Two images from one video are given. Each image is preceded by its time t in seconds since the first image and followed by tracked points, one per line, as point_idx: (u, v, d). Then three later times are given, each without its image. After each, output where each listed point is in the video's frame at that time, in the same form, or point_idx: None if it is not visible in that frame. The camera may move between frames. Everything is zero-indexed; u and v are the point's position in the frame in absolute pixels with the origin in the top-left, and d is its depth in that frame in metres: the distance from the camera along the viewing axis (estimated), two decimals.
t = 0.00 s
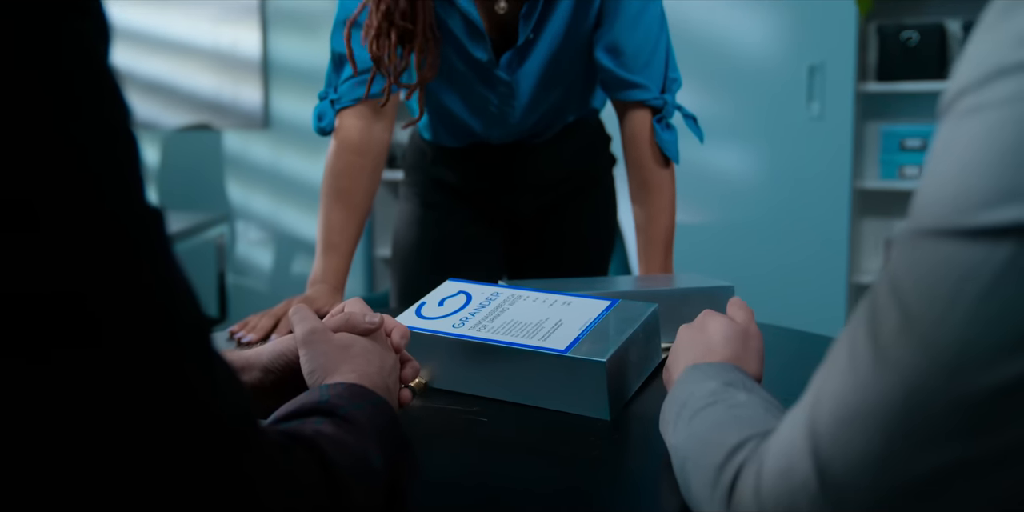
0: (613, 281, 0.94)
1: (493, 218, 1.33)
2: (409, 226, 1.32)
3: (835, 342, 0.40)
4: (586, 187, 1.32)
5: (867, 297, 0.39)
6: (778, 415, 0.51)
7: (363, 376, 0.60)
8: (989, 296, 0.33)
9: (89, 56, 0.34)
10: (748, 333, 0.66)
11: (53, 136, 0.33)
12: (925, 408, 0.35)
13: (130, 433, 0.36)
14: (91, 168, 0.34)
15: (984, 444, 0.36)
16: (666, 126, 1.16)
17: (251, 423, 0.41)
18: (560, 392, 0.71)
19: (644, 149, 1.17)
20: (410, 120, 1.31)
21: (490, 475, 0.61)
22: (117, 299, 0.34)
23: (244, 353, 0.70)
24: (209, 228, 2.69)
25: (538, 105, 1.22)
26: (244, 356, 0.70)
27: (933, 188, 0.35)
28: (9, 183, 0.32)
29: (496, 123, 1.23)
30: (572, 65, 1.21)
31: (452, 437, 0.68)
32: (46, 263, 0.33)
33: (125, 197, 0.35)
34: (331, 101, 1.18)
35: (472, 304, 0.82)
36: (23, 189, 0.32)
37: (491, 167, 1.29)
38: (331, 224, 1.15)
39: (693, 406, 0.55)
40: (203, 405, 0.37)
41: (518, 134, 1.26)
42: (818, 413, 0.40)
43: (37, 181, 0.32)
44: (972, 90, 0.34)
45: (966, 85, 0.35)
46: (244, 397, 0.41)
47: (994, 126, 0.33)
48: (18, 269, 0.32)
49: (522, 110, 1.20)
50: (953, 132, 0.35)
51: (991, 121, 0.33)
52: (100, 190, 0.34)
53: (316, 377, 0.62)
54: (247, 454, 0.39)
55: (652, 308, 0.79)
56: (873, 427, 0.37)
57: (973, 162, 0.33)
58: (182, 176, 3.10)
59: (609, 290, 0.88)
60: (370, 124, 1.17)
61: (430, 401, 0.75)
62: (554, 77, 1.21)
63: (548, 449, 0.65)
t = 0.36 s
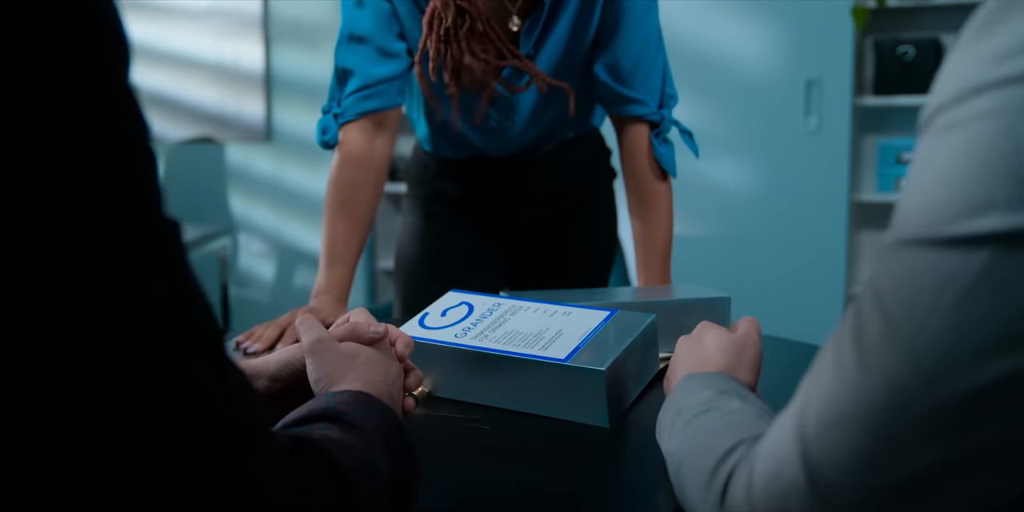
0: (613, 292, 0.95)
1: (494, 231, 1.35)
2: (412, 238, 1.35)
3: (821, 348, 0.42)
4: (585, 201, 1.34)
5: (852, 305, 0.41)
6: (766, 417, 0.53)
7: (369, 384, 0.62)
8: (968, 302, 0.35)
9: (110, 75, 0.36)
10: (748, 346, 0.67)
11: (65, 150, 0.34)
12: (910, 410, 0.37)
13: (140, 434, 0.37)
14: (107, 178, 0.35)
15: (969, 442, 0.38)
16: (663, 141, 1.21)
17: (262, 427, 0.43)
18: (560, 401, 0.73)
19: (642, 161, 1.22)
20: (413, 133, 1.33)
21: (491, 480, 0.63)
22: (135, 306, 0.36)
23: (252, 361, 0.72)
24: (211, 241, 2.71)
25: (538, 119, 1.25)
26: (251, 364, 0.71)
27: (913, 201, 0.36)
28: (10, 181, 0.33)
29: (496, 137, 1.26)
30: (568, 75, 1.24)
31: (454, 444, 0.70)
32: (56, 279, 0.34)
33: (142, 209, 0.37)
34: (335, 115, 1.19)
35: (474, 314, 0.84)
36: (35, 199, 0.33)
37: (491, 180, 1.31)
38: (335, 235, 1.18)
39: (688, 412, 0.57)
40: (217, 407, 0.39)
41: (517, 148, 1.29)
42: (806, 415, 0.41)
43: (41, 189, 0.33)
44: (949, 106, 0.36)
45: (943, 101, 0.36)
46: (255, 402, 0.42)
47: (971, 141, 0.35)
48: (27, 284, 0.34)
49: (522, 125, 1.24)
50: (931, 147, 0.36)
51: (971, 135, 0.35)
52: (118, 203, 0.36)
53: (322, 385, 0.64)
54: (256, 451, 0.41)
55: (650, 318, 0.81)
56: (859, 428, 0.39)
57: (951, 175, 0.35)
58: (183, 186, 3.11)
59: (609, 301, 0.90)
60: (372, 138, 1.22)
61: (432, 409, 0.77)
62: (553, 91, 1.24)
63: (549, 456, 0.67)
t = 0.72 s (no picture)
0: (612, 302, 0.97)
1: (494, 242, 1.36)
2: (413, 249, 1.37)
3: (809, 357, 0.44)
4: (584, 212, 1.36)
5: (837, 315, 0.43)
6: (759, 423, 0.55)
7: (375, 392, 0.64)
8: (948, 312, 0.37)
9: (127, 91, 0.38)
10: (741, 346, 0.69)
11: (88, 169, 0.36)
12: (893, 415, 0.39)
13: (140, 436, 0.39)
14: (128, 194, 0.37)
15: (943, 449, 0.39)
16: (663, 153, 1.23)
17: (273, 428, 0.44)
18: (561, 408, 0.75)
19: (642, 174, 1.24)
20: (417, 146, 1.35)
21: (492, 485, 0.65)
22: (160, 312, 0.38)
23: (261, 368, 0.74)
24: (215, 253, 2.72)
25: (542, 132, 1.28)
26: (260, 371, 0.73)
27: (896, 215, 0.39)
28: (9, 199, 0.35)
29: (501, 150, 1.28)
30: (569, 90, 1.27)
31: (456, 449, 0.71)
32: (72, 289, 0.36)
33: (162, 221, 0.38)
34: (341, 128, 1.21)
35: (475, 323, 0.85)
36: (65, 214, 0.36)
37: (493, 191, 1.32)
38: (339, 246, 1.19)
39: (685, 416, 0.59)
40: (228, 408, 0.41)
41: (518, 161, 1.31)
42: (794, 422, 0.43)
43: (73, 205, 0.36)
44: (928, 127, 0.38)
45: (921, 123, 0.39)
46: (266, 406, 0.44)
47: (951, 159, 0.37)
48: (54, 288, 0.36)
49: (527, 137, 1.27)
50: (914, 166, 0.38)
51: (950, 153, 0.37)
52: (136, 215, 0.37)
53: (329, 392, 0.65)
54: (269, 453, 0.43)
55: (647, 327, 0.83)
56: (844, 433, 0.41)
57: (931, 192, 0.37)
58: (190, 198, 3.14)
59: (608, 310, 0.92)
60: (377, 151, 1.23)
61: (435, 416, 0.79)
62: (557, 104, 1.27)
63: (550, 460, 0.69)
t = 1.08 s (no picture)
0: (610, 309, 0.99)
1: (495, 250, 1.38)
2: (415, 257, 1.39)
3: (792, 360, 0.46)
4: (583, 221, 1.38)
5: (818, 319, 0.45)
6: (744, 423, 0.57)
7: (379, 396, 0.65)
8: (925, 312, 0.39)
9: (142, 103, 0.38)
10: (741, 354, 0.70)
11: (103, 178, 0.36)
12: (875, 412, 0.41)
13: (148, 452, 0.38)
14: (142, 203, 0.37)
15: (921, 445, 0.41)
16: (660, 164, 1.25)
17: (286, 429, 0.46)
18: (559, 411, 0.77)
19: (639, 184, 1.26)
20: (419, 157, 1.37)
21: (493, 486, 0.66)
22: (171, 326, 0.38)
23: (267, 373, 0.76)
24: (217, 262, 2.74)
25: (541, 143, 1.29)
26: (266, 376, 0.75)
27: (873, 223, 0.41)
28: (23, 206, 0.35)
29: (501, 160, 1.31)
30: (569, 102, 1.29)
31: (459, 452, 0.73)
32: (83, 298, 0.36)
33: (177, 229, 0.38)
34: (343, 138, 1.24)
35: (476, 330, 0.87)
36: (81, 222, 0.35)
37: (493, 201, 1.34)
38: (342, 254, 1.21)
39: (671, 415, 0.61)
40: (242, 411, 0.41)
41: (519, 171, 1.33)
42: (782, 423, 0.45)
43: (85, 212, 0.36)
44: (900, 139, 0.40)
45: (891, 137, 0.41)
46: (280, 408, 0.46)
47: (925, 169, 0.39)
48: (64, 292, 0.36)
49: (526, 148, 1.28)
50: (887, 175, 0.41)
51: (923, 164, 0.39)
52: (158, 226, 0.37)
53: (334, 396, 0.67)
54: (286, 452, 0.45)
55: (644, 334, 0.85)
56: (830, 430, 0.43)
57: (907, 200, 0.39)
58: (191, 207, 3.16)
59: (606, 317, 0.94)
60: (380, 161, 1.25)
61: (437, 420, 0.80)
62: (557, 113, 1.29)
63: (551, 463, 0.71)
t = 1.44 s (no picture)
0: (608, 318, 1.01)
1: (495, 260, 1.40)
2: (415, 267, 1.40)
3: (778, 360, 0.47)
4: (582, 231, 1.40)
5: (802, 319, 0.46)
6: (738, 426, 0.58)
7: (381, 402, 0.67)
8: (902, 307, 0.41)
9: (151, 110, 0.38)
10: (742, 357, 0.71)
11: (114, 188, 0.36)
12: (855, 409, 0.43)
13: (157, 443, 0.40)
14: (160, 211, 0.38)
15: (901, 438, 0.43)
16: (658, 175, 1.27)
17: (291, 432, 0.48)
18: (557, 418, 0.78)
19: (635, 193, 1.28)
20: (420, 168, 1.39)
21: (492, 490, 0.68)
22: (175, 328, 0.39)
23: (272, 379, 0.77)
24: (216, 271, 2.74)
25: (540, 153, 1.31)
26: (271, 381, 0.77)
27: (855, 225, 0.43)
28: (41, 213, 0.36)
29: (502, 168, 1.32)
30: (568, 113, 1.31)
31: (459, 458, 0.75)
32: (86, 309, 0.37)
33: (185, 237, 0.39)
34: (346, 149, 1.25)
35: (476, 338, 0.89)
36: (95, 235, 0.37)
37: (493, 211, 1.36)
38: (343, 264, 1.23)
39: (667, 412, 0.62)
40: (245, 416, 0.42)
41: (519, 180, 1.34)
42: (768, 421, 0.47)
43: (102, 226, 0.37)
44: (877, 146, 0.43)
45: (870, 144, 0.43)
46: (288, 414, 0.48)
47: (905, 171, 0.41)
48: (79, 304, 0.37)
49: (526, 159, 1.30)
50: (867, 180, 0.43)
51: (904, 166, 0.41)
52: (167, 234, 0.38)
53: (336, 402, 0.69)
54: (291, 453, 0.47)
55: (641, 342, 0.87)
56: (814, 425, 0.44)
57: (886, 203, 0.41)
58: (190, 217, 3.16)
59: (604, 326, 0.95)
60: (381, 172, 1.27)
61: (437, 427, 0.82)
62: (557, 125, 1.31)
63: (548, 468, 0.72)
